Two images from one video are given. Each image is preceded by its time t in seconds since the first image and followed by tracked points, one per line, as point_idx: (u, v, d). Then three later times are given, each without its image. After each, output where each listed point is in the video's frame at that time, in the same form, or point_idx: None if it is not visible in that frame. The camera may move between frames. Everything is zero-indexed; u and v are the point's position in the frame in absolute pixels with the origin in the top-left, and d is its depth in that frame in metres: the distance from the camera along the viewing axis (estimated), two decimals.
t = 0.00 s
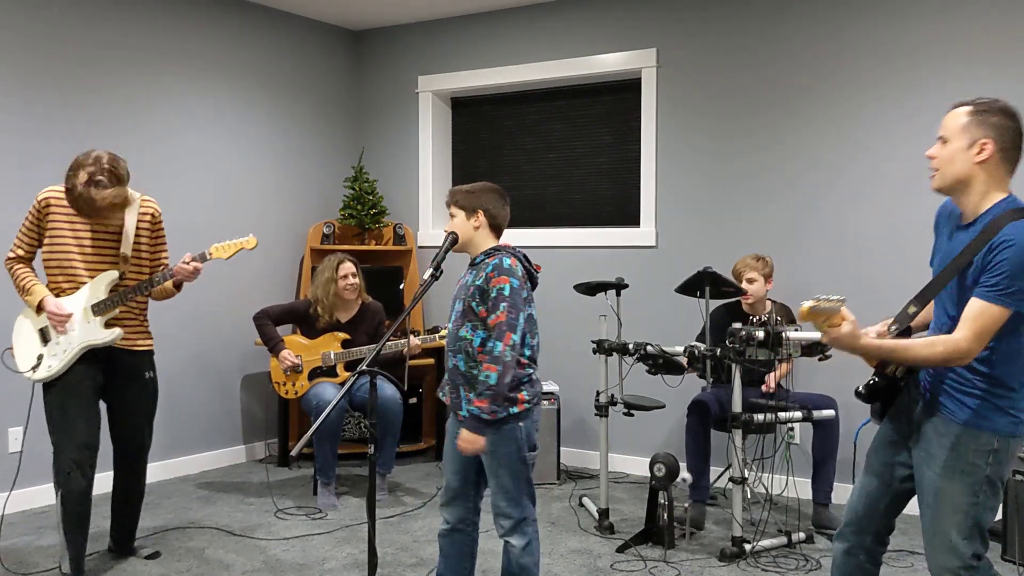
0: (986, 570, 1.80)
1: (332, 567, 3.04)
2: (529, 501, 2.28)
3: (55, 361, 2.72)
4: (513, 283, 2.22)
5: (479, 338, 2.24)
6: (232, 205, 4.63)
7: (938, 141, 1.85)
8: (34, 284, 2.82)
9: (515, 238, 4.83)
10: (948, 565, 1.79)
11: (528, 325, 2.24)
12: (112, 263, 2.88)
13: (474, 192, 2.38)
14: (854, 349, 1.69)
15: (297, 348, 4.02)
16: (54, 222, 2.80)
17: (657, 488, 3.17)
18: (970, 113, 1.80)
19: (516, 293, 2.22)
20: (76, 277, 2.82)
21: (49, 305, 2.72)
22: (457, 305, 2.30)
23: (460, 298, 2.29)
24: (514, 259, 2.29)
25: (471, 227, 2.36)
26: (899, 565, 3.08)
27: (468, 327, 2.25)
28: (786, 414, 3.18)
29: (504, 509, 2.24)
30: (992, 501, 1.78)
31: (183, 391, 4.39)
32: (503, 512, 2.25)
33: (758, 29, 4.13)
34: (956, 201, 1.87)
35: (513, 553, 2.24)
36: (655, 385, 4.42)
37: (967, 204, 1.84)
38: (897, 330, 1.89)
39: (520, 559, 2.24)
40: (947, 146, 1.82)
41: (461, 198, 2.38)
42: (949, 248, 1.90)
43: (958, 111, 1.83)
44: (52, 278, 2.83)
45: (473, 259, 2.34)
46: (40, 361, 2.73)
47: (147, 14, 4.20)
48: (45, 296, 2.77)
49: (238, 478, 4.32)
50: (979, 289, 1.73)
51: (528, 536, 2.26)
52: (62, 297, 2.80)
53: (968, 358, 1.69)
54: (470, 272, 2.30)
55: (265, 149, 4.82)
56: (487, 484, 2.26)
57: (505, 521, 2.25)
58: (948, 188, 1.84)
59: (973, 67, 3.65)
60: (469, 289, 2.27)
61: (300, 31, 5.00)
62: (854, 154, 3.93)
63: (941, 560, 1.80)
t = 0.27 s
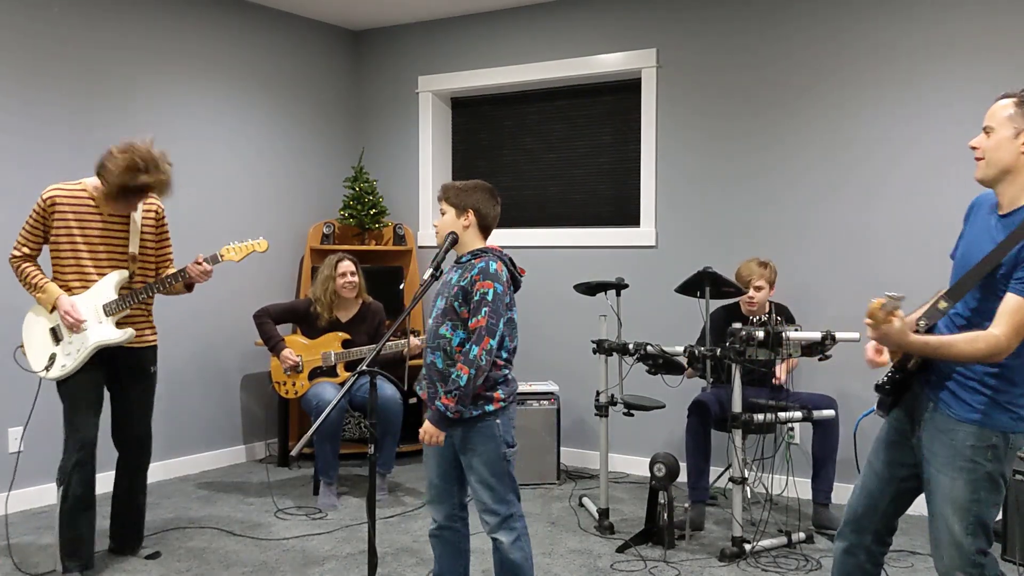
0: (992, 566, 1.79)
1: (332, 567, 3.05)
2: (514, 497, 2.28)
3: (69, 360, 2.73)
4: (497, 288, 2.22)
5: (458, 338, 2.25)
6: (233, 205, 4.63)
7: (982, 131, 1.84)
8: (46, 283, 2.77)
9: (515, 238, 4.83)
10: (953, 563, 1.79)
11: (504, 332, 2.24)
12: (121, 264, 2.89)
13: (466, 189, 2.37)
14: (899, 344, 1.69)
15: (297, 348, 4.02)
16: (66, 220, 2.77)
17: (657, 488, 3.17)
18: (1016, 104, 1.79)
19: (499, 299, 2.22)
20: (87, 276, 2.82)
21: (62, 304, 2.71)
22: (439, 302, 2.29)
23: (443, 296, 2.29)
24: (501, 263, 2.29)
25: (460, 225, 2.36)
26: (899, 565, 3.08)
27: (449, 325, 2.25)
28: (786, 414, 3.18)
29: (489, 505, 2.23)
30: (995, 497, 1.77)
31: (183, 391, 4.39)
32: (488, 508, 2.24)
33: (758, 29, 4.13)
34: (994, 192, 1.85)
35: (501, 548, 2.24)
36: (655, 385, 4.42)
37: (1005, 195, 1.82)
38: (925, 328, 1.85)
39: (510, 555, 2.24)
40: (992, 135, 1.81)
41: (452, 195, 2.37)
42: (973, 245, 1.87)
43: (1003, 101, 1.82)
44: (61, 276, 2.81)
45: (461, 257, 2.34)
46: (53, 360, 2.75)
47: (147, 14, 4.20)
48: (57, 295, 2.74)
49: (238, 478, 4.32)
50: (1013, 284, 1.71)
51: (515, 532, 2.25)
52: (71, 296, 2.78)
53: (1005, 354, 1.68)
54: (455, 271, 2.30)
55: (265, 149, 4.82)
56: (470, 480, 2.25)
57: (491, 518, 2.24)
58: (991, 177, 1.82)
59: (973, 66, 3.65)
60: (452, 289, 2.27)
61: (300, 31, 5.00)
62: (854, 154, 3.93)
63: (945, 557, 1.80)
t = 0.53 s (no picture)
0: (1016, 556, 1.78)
1: (333, 567, 3.05)
2: (507, 494, 2.30)
3: (70, 357, 2.73)
4: (509, 300, 2.26)
5: (460, 345, 2.25)
6: (232, 205, 4.63)
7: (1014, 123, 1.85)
8: (45, 280, 2.77)
9: (515, 238, 4.83)
10: (975, 552, 1.80)
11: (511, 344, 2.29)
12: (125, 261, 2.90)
13: (464, 193, 2.38)
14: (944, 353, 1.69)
15: (297, 348, 4.02)
16: (75, 216, 2.77)
17: (657, 488, 3.18)
18: None
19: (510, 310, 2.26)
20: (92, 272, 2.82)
21: (63, 301, 2.71)
22: (438, 308, 2.28)
23: (445, 302, 2.27)
24: (505, 272, 2.33)
25: (462, 229, 2.36)
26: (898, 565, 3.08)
27: (452, 331, 2.25)
28: (786, 414, 3.18)
29: (484, 501, 2.24)
30: (1018, 486, 1.77)
31: (183, 391, 4.39)
32: (483, 504, 2.25)
33: (759, 29, 4.13)
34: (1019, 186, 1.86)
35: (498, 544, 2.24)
36: (655, 385, 4.42)
37: None
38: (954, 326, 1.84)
39: (505, 550, 2.25)
40: None
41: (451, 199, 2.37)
42: (996, 241, 1.85)
43: None
44: (63, 273, 2.80)
45: (457, 261, 2.34)
46: (52, 357, 2.75)
47: (147, 14, 4.20)
48: (56, 292, 2.74)
49: (238, 478, 4.32)
50: None
51: (511, 527, 2.27)
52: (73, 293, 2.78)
53: None
54: (456, 276, 2.30)
55: (265, 149, 4.83)
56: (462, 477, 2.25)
57: (486, 514, 2.25)
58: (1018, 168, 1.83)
59: (973, 66, 3.65)
60: (458, 295, 2.26)
61: (300, 32, 5.00)
62: (853, 154, 3.93)
63: (967, 547, 1.81)
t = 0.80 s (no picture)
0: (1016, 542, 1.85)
1: (332, 567, 3.05)
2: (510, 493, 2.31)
3: (43, 361, 2.75)
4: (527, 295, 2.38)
5: (482, 342, 2.30)
6: (233, 205, 4.63)
7: (999, 117, 1.85)
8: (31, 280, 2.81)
9: (515, 238, 4.83)
10: (977, 541, 1.85)
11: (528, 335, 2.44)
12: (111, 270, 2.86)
13: (470, 192, 2.39)
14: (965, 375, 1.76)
15: (297, 348, 4.02)
16: (59, 221, 2.76)
17: (656, 488, 3.18)
18: None
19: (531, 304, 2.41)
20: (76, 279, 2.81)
21: (43, 304, 2.73)
22: (457, 307, 2.31)
23: (465, 301, 2.31)
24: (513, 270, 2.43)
25: (476, 229, 2.38)
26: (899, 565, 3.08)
27: (475, 329, 2.29)
28: (786, 414, 3.18)
29: (492, 500, 2.25)
30: (1017, 474, 1.82)
31: (183, 391, 4.39)
32: (491, 504, 2.25)
33: (759, 29, 4.13)
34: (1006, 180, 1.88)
35: (503, 543, 2.26)
36: (655, 385, 4.42)
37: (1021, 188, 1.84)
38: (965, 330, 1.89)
39: (508, 549, 2.26)
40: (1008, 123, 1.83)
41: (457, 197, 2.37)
42: (990, 241, 1.89)
43: (1015, 93, 1.84)
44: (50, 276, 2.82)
45: (465, 260, 2.36)
46: (29, 359, 2.78)
47: (147, 14, 4.20)
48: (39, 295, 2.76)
49: (238, 478, 4.32)
50: None
51: (515, 526, 2.28)
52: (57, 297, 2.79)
53: None
54: (470, 274, 2.33)
55: (265, 148, 4.82)
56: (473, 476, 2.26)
57: (492, 514, 2.26)
58: (1000, 165, 1.84)
59: (973, 66, 3.65)
60: (480, 294, 2.32)
61: (300, 31, 5.00)
62: (853, 154, 3.93)
63: (968, 535, 1.87)
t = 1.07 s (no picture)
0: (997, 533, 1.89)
1: (332, 567, 3.05)
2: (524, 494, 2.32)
3: (32, 371, 2.76)
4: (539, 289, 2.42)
5: (502, 336, 2.30)
6: (232, 205, 4.63)
7: (921, 140, 1.93)
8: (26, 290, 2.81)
9: (515, 238, 4.83)
10: (961, 535, 1.89)
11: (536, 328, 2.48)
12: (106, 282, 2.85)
13: (472, 192, 2.41)
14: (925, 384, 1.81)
15: (298, 348, 4.01)
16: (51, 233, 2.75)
17: (656, 488, 3.18)
18: (954, 113, 1.88)
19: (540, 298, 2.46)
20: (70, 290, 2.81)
21: (40, 314, 2.76)
22: (475, 302, 2.30)
23: (482, 296, 2.31)
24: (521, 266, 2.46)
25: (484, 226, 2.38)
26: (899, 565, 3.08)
27: (495, 324, 2.29)
28: (786, 414, 3.18)
29: (508, 501, 2.25)
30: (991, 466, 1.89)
31: (183, 391, 4.40)
32: (506, 505, 2.25)
33: (759, 28, 4.13)
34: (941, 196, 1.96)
35: (516, 544, 2.26)
36: (655, 385, 4.42)
37: (955, 202, 1.93)
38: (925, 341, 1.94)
39: (518, 552, 2.27)
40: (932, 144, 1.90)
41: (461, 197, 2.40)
42: (935, 255, 1.97)
43: (940, 111, 1.91)
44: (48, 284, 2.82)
45: (475, 257, 2.36)
46: (21, 365, 2.79)
47: (147, 14, 4.20)
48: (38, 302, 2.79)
49: (238, 478, 4.32)
50: (993, 288, 1.84)
51: (528, 527, 2.29)
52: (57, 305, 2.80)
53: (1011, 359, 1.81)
54: (484, 270, 2.33)
55: (265, 149, 4.83)
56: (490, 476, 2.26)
57: (508, 514, 2.26)
58: (933, 185, 1.92)
59: (973, 66, 3.65)
60: (497, 288, 2.32)
61: (300, 32, 5.00)
62: (853, 154, 3.93)
63: (952, 529, 1.90)
